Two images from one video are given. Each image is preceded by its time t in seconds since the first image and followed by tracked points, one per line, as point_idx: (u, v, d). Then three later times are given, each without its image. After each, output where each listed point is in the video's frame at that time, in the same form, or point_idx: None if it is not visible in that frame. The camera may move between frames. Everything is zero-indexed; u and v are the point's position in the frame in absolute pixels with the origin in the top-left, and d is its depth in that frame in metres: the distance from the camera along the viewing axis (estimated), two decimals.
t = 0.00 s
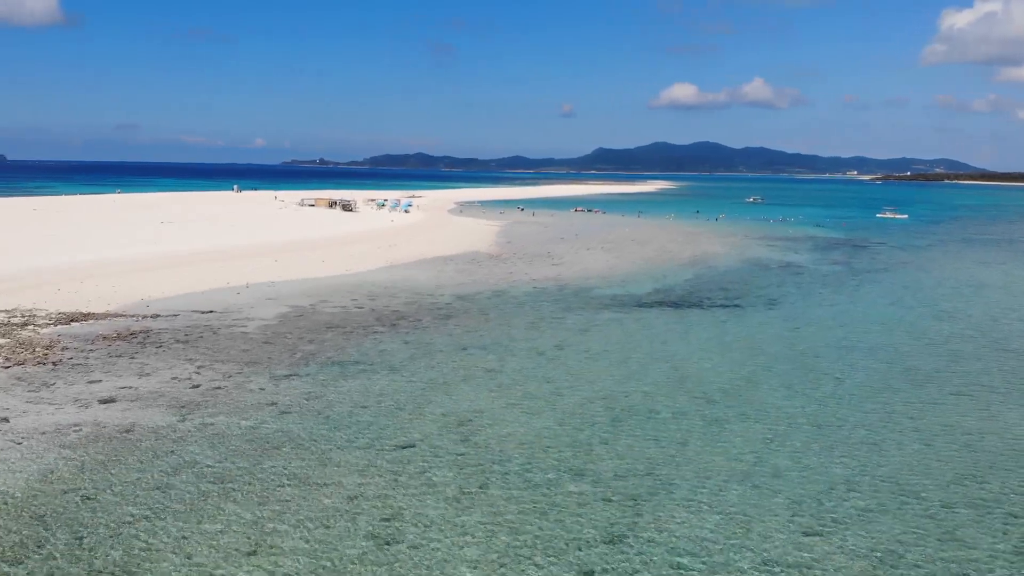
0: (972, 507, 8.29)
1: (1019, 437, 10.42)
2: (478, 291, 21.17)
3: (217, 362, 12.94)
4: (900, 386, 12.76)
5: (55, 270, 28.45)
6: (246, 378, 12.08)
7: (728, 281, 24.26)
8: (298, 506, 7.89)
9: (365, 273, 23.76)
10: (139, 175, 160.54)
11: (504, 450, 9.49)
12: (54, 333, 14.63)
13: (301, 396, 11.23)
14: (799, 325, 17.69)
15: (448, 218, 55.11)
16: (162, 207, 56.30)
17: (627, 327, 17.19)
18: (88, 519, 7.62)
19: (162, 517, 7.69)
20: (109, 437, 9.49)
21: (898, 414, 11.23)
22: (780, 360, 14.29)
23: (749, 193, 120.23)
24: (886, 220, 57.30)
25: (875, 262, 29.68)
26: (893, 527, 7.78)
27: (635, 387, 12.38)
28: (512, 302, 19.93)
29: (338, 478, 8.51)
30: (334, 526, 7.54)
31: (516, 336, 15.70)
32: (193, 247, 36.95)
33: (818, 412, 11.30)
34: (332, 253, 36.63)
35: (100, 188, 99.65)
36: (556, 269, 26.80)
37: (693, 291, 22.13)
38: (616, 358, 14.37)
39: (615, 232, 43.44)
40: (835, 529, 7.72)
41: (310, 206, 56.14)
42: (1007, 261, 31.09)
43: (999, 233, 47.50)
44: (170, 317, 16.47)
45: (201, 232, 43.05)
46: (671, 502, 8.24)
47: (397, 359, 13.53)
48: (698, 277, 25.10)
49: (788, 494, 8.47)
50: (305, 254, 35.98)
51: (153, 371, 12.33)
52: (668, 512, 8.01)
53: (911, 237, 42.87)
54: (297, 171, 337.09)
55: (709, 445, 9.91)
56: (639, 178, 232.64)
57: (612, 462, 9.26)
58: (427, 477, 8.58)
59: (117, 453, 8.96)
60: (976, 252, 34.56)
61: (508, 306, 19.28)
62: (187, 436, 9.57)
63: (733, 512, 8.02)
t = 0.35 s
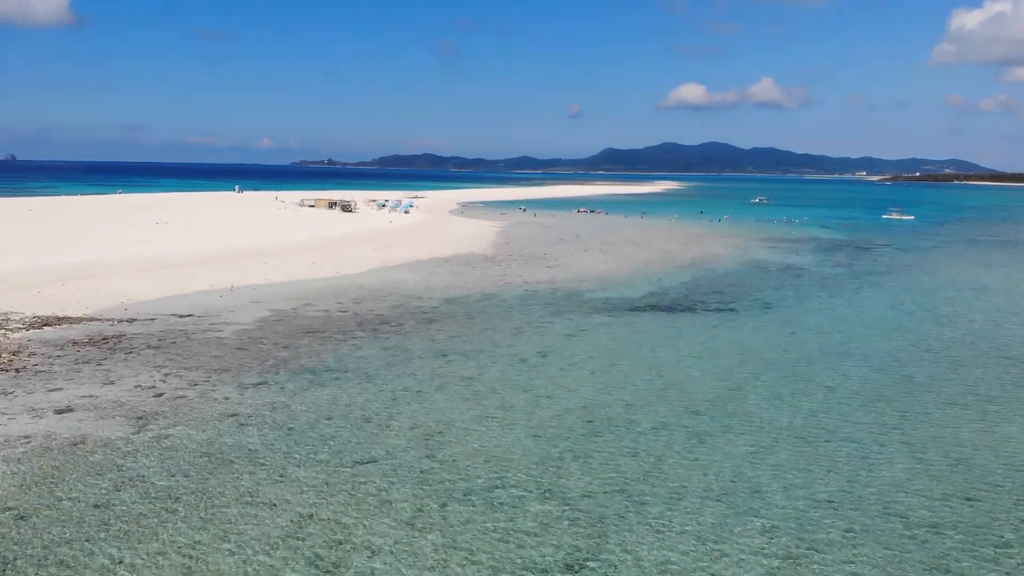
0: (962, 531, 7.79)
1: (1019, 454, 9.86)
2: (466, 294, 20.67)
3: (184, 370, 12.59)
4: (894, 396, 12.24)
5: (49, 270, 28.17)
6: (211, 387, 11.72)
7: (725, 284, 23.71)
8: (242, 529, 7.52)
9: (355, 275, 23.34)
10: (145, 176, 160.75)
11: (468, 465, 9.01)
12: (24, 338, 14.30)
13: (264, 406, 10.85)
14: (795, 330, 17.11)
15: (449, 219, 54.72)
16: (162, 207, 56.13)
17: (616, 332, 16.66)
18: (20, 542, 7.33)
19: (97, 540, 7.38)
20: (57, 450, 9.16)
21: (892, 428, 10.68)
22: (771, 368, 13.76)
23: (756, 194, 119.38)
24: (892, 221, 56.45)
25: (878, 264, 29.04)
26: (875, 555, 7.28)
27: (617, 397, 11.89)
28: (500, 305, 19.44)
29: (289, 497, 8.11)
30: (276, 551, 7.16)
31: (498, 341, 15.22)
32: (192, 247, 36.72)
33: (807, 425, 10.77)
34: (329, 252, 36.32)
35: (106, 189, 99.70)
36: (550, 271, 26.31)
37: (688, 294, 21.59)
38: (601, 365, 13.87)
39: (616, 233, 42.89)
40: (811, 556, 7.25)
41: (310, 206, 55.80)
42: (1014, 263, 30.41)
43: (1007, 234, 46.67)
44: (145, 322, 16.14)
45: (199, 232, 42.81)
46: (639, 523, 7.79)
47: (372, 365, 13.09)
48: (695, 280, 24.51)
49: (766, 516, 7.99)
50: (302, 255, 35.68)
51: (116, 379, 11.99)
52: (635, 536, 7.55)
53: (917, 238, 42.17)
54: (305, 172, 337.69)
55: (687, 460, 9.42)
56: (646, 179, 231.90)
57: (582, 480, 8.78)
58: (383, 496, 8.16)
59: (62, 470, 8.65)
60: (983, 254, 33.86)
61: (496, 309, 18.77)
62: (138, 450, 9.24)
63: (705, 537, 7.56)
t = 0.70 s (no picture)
0: (943, 557, 7.34)
1: (1010, 471, 9.40)
2: (450, 297, 20.21)
3: (144, 379, 12.22)
4: (882, 406, 11.78)
5: (48, 270, 27.67)
6: (169, 398, 11.37)
7: (716, 286, 23.24)
8: (175, 552, 7.12)
9: (340, 278, 22.90)
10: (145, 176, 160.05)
11: (426, 481, 8.58)
12: None
13: (219, 419, 10.49)
14: (784, 336, 16.63)
15: (446, 219, 54.23)
16: (161, 208, 55.70)
17: (599, 338, 16.19)
18: None
19: (21, 561, 6.99)
20: None
21: (877, 442, 10.21)
22: (755, 377, 13.29)
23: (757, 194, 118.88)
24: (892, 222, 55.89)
25: (874, 267, 28.54)
26: None
27: (592, 407, 11.43)
28: (483, 309, 18.97)
29: (231, 517, 7.72)
30: None
31: (476, 348, 14.76)
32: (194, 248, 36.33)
33: (788, 438, 10.31)
34: (335, 252, 35.68)
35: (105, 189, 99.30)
36: (539, 274, 25.86)
37: (677, 298, 21.13)
38: (579, 373, 13.40)
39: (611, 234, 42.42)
40: None
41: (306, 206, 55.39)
42: (1013, 266, 29.91)
43: (1007, 236, 46.15)
44: (114, 326, 15.76)
45: (199, 232, 42.38)
46: (600, 548, 7.35)
47: (340, 373, 12.66)
48: (685, 282, 24.03)
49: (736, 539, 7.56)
50: (307, 254, 35.16)
51: (72, 388, 11.62)
52: (593, 561, 7.12)
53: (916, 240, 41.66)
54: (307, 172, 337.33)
55: (657, 477, 8.98)
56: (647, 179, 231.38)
57: (545, 498, 8.34)
58: (330, 516, 7.75)
59: None
60: (983, 256, 33.33)
61: (478, 313, 18.30)
62: (80, 466, 8.89)
63: (668, 565, 7.12)
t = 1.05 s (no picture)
0: None
1: (996, 488, 8.96)
2: (430, 301, 19.72)
3: (98, 388, 11.80)
4: (865, 416, 11.33)
5: (47, 270, 27.03)
6: (120, 408, 10.95)
7: (704, 289, 22.79)
8: None
9: (321, 281, 22.38)
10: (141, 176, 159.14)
11: (374, 501, 8.20)
12: None
13: (168, 431, 10.09)
14: (770, 342, 16.17)
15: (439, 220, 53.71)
16: (161, 208, 55.13)
17: (579, 343, 15.72)
18: None
19: None
20: None
21: (858, 456, 9.77)
22: (736, 385, 12.84)
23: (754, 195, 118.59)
24: (887, 223, 55.46)
25: (867, 269, 28.10)
26: None
27: (562, 418, 10.99)
28: (462, 313, 18.52)
29: (162, 545, 7.35)
30: None
31: (449, 354, 14.28)
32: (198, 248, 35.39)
33: (764, 451, 9.87)
34: (336, 252, 34.61)
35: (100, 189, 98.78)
36: (525, 276, 25.40)
37: (663, 301, 20.69)
38: (554, 380, 12.93)
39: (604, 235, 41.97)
40: None
41: (298, 206, 54.85)
42: (1008, 268, 29.51)
43: (1003, 237, 45.75)
44: (77, 332, 15.30)
45: (199, 232, 41.78)
46: None
47: (302, 381, 12.23)
48: (673, 285, 23.54)
49: (701, 565, 7.13)
50: (312, 253, 34.29)
51: (21, 398, 11.19)
52: None
53: (911, 241, 41.25)
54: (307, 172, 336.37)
55: (622, 493, 8.56)
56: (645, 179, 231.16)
57: (500, 519, 7.91)
58: (268, 545, 7.37)
59: None
60: (978, 258, 32.93)
61: (457, 318, 17.83)
62: (12, 484, 8.49)
63: None
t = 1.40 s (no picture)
0: None
1: (981, 506, 8.51)
2: (409, 304, 19.17)
3: (49, 397, 11.35)
4: (848, 428, 10.86)
5: (46, 270, 26.51)
6: (69, 418, 10.52)
7: (693, 292, 22.31)
8: None
9: (302, 283, 21.84)
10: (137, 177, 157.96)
11: (318, 524, 7.78)
12: None
13: (114, 444, 9.66)
14: (756, 347, 15.66)
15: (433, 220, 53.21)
16: (161, 208, 54.56)
17: (559, 349, 15.18)
18: None
19: None
20: None
21: (838, 471, 9.31)
22: (716, 395, 12.34)
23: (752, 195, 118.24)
24: (884, 223, 55.02)
25: (860, 271, 27.60)
26: None
27: (530, 430, 10.52)
28: (441, 316, 18.03)
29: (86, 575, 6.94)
30: None
31: (421, 360, 13.76)
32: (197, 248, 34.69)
33: (739, 467, 9.42)
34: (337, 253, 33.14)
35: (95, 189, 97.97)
36: (512, 278, 24.91)
37: (649, 305, 20.20)
38: (529, 388, 12.43)
39: (597, 236, 41.50)
40: None
41: (291, 205, 54.30)
42: (1005, 270, 29.05)
43: (1000, 238, 45.30)
44: (39, 337, 14.85)
45: (199, 232, 41.09)
46: None
47: (263, 391, 11.79)
48: (662, 288, 23.01)
49: None
50: (312, 252, 33.72)
51: None
52: None
53: (907, 242, 40.81)
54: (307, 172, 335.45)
55: (582, 516, 8.13)
56: (644, 180, 230.62)
57: (450, 547, 7.48)
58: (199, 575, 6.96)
59: None
60: (974, 260, 32.47)
61: (435, 322, 17.30)
62: None
63: None
